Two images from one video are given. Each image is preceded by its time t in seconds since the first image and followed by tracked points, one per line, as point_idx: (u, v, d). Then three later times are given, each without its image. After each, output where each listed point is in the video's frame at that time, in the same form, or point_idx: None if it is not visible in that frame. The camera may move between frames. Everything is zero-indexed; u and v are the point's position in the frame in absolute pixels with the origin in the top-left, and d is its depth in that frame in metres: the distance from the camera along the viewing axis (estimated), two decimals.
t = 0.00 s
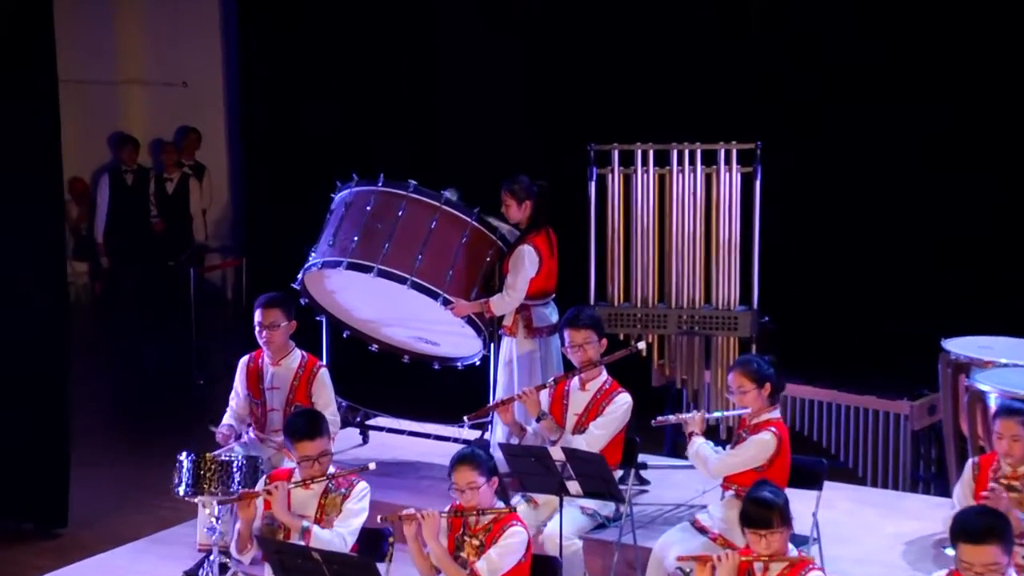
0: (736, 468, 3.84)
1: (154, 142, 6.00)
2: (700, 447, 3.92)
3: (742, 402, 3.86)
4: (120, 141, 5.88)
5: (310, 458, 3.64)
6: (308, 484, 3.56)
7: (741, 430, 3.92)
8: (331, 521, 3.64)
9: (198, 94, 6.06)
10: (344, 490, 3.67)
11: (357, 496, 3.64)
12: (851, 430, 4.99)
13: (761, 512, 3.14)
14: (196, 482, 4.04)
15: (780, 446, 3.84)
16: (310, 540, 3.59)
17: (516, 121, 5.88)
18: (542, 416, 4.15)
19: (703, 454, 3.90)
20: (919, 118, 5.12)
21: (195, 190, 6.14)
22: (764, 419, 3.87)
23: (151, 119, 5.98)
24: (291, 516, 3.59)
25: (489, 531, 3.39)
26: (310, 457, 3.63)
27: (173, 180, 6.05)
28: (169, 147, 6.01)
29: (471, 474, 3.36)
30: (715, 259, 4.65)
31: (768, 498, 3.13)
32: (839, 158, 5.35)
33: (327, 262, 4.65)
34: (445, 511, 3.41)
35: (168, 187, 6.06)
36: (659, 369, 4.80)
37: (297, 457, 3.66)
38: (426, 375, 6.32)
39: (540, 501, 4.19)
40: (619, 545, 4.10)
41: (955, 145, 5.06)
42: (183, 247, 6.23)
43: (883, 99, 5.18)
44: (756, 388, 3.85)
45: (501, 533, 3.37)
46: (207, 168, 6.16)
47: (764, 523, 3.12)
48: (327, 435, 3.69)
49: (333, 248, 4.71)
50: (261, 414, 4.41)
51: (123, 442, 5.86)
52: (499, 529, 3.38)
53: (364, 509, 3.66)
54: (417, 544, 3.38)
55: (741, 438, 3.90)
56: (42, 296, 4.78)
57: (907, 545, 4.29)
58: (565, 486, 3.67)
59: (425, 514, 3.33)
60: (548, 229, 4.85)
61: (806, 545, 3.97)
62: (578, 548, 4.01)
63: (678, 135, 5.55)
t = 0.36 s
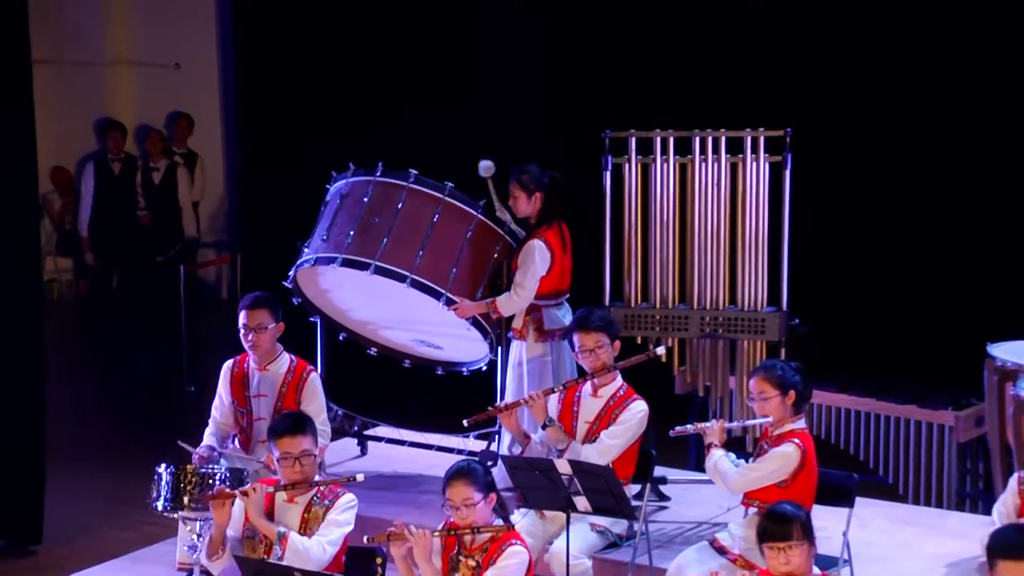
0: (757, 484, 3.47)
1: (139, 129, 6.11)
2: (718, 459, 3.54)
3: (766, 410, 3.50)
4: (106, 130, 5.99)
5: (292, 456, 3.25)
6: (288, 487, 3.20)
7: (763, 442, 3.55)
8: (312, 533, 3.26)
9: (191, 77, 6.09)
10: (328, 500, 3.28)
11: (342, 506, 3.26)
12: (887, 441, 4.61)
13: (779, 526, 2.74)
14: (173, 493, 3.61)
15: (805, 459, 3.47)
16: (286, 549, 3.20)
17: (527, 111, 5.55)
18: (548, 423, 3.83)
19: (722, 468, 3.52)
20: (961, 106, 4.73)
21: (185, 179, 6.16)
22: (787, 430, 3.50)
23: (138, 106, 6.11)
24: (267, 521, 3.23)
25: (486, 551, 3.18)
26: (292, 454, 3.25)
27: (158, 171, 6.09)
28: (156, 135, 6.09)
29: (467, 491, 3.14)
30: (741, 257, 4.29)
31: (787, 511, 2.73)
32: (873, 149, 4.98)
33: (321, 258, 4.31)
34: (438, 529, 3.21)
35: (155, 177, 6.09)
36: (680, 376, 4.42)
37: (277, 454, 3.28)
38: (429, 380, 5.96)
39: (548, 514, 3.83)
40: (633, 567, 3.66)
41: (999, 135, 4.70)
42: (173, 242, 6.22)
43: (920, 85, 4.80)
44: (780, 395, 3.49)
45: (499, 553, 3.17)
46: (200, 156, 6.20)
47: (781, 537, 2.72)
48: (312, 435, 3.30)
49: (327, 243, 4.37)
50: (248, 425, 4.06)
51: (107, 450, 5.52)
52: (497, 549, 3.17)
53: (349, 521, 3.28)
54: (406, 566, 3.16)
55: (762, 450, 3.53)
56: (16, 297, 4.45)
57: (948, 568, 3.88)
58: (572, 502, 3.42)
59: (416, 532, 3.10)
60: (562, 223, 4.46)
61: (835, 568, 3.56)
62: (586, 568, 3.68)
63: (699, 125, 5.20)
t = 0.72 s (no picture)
0: (752, 486, 3.45)
1: (148, 125, 5.74)
2: (714, 461, 3.52)
3: (760, 412, 3.47)
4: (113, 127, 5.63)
5: (280, 451, 3.29)
6: (276, 480, 3.23)
7: (759, 443, 3.52)
8: (297, 528, 3.25)
9: (201, 74, 5.83)
10: (315, 496, 3.29)
11: (327, 501, 3.26)
12: (890, 442, 4.56)
13: (768, 526, 2.72)
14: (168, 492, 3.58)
15: (801, 460, 3.44)
16: (272, 542, 3.18)
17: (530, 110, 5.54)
18: (542, 426, 3.80)
19: (717, 470, 3.50)
20: (978, 103, 4.67)
21: (188, 178, 5.87)
22: (782, 431, 3.47)
23: (148, 102, 5.75)
24: (252, 515, 3.23)
25: (478, 553, 3.16)
26: (281, 450, 3.28)
27: (163, 169, 5.78)
28: (161, 133, 5.76)
29: (454, 495, 3.14)
30: (741, 257, 4.25)
31: (777, 512, 2.72)
32: (877, 147, 4.94)
33: (319, 257, 4.30)
34: (428, 534, 3.20)
35: (159, 175, 5.77)
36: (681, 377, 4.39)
37: (265, 451, 3.32)
38: (431, 379, 5.95)
39: (543, 515, 3.81)
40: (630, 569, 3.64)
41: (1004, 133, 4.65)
42: (174, 241, 5.91)
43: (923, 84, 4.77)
44: (774, 397, 3.46)
45: (491, 556, 3.14)
46: (208, 155, 5.91)
47: (771, 537, 2.70)
48: (301, 431, 3.34)
49: (325, 242, 4.36)
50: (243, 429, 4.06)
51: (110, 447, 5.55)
52: (489, 552, 3.14)
53: (337, 515, 3.30)
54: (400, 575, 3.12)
55: (758, 452, 3.51)
56: (17, 297, 4.47)
57: (948, 571, 3.84)
58: (565, 502, 3.40)
59: (407, 538, 3.08)
60: (560, 221, 4.46)
61: (832, 571, 3.53)
62: (582, 569, 3.67)
63: (701, 125, 5.18)
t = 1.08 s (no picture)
0: (738, 487, 3.43)
1: (149, 124, 5.66)
2: (699, 462, 3.48)
3: (745, 411, 3.45)
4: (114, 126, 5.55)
5: (259, 450, 3.29)
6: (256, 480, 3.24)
7: (743, 443, 3.50)
8: (277, 524, 3.27)
9: (203, 73, 5.78)
10: (295, 493, 3.30)
11: (308, 497, 3.28)
12: (882, 443, 4.53)
13: (741, 528, 2.74)
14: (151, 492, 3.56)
15: (786, 459, 3.41)
16: (252, 539, 3.20)
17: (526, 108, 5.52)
18: (527, 427, 3.77)
19: (703, 470, 3.46)
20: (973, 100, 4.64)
21: (187, 177, 5.76)
22: (767, 431, 3.46)
23: (150, 101, 5.69)
24: (232, 513, 3.25)
25: (457, 552, 3.15)
26: (259, 448, 3.29)
27: (162, 168, 5.68)
28: (160, 133, 5.66)
29: (437, 490, 3.13)
30: (730, 256, 4.23)
31: (749, 513, 2.74)
32: (870, 145, 4.90)
33: (307, 254, 4.30)
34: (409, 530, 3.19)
35: (157, 174, 5.67)
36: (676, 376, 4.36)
37: (244, 449, 3.32)
38: (426, 378, 5.95)
39: (528, 514, 3.80)
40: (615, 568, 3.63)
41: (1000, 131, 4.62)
42: (173, 240, 5.82)
43: (912, 80, 4.75)
44: (758, 396, 3.44)
45: (470, 554, 3.13)
46: (207, 153, 5.82)
47: (745, 540, 2.72)
48: (281, 429, 3.35)
49: (314, 239, 4.36)
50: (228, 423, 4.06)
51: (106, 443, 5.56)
52: (468, 550, 3.13)
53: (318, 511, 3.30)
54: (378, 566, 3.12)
55: (743, 452, 3.48)
56: (5, 297, 4.48)
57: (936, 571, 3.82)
58: (548, 501, 3.38)
59: (387, 531, 3.08)
60: (548, 218, 4.45)
61: (817, 570, 3.50)
62: (566, 569, 3.66)
63: (697, 122, 5.16)
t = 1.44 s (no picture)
0: (725, 483, 3.39)
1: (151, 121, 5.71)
2: (687, 457, 3.46)
3: (731, 407, 3.42)
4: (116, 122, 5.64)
5: (242, 444, 3.29)
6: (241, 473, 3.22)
7: (731, 439, 3.48)
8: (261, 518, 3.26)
9: (205, 70, 5.75)
10: (280, 488, 3.30)
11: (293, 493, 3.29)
12: (878, 440, 4.50)
13: (720, 522, 2.72)
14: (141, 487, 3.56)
15: (774, 456, 3.39)
16: (235, 531, 3.16)
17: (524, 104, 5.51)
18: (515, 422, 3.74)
19: (691, 467, 3.44)
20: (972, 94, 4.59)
21: (189, 173, 5.72)
22: (754, 427, 3.43)
23: (155, 98, 5.74)
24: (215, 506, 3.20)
25: (441, 547, 3.13)
26: (243, 442, 3.28)
27: (162, 163, 5.65)
28: (160, 129, 5.67)
29: (421, 484, 3.12)
30: (723, 252, 4.20)
31: (729, 507, 2.72)
32: (867, 139, 4.87)
33: (298, 249, 4.30)
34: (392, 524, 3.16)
35: (158, 171, 5.65)
36: (672, 373, 4.34)
37: (228, 444, 3.31)
38: (425, 374, 5.94)
39: (516, 511, 3.80)
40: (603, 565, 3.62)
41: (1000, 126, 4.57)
42: (175, 235, 5.76)
43: (911, 74, 4.71)
44: (745, 392, 3.42)
45: (454, 549, 3.12)
46: (209, 149, 5.77)
47: (724, 534, 2.70)
48: (264, 425, 3.34)
49: (306, 234, 4.36)
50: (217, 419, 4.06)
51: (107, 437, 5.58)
52: (452, 545, 3.12)
53: (303, 507, 3.30)
54: (360, 561, 3.10)
55: (731, 448, 3.46)
56: None
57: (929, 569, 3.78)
58: (533, 496, 3.36)
59: (370, 524, 3.05)
60: (540, 214, 4.44)
61: (805, 567, 3.48)
62: (554, 566, 3.64)
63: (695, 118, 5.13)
